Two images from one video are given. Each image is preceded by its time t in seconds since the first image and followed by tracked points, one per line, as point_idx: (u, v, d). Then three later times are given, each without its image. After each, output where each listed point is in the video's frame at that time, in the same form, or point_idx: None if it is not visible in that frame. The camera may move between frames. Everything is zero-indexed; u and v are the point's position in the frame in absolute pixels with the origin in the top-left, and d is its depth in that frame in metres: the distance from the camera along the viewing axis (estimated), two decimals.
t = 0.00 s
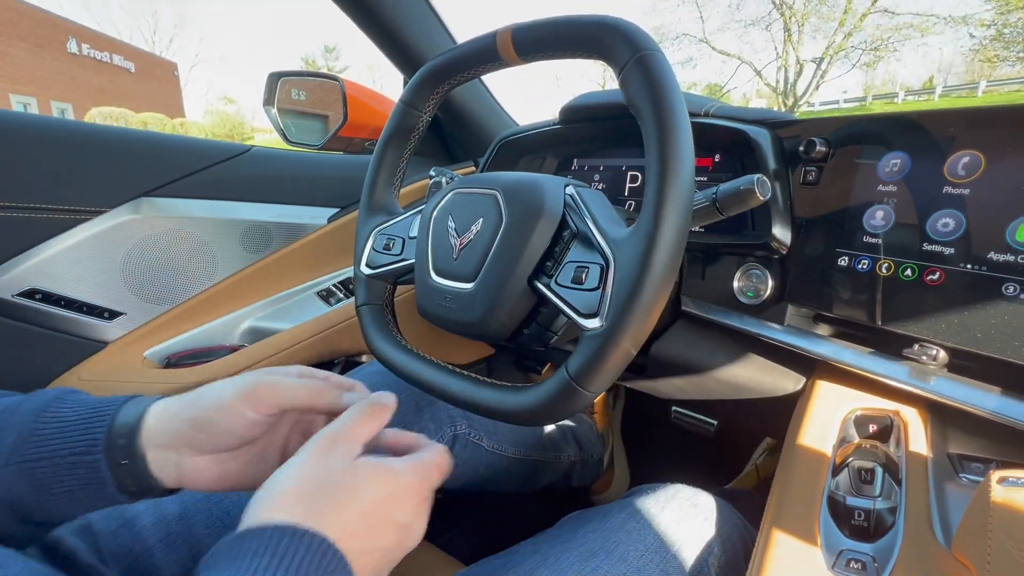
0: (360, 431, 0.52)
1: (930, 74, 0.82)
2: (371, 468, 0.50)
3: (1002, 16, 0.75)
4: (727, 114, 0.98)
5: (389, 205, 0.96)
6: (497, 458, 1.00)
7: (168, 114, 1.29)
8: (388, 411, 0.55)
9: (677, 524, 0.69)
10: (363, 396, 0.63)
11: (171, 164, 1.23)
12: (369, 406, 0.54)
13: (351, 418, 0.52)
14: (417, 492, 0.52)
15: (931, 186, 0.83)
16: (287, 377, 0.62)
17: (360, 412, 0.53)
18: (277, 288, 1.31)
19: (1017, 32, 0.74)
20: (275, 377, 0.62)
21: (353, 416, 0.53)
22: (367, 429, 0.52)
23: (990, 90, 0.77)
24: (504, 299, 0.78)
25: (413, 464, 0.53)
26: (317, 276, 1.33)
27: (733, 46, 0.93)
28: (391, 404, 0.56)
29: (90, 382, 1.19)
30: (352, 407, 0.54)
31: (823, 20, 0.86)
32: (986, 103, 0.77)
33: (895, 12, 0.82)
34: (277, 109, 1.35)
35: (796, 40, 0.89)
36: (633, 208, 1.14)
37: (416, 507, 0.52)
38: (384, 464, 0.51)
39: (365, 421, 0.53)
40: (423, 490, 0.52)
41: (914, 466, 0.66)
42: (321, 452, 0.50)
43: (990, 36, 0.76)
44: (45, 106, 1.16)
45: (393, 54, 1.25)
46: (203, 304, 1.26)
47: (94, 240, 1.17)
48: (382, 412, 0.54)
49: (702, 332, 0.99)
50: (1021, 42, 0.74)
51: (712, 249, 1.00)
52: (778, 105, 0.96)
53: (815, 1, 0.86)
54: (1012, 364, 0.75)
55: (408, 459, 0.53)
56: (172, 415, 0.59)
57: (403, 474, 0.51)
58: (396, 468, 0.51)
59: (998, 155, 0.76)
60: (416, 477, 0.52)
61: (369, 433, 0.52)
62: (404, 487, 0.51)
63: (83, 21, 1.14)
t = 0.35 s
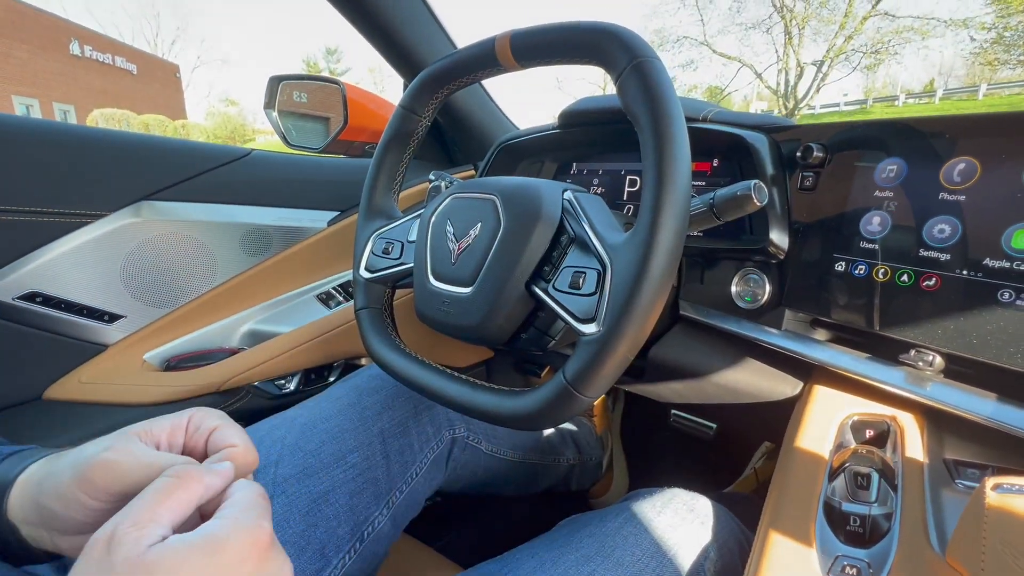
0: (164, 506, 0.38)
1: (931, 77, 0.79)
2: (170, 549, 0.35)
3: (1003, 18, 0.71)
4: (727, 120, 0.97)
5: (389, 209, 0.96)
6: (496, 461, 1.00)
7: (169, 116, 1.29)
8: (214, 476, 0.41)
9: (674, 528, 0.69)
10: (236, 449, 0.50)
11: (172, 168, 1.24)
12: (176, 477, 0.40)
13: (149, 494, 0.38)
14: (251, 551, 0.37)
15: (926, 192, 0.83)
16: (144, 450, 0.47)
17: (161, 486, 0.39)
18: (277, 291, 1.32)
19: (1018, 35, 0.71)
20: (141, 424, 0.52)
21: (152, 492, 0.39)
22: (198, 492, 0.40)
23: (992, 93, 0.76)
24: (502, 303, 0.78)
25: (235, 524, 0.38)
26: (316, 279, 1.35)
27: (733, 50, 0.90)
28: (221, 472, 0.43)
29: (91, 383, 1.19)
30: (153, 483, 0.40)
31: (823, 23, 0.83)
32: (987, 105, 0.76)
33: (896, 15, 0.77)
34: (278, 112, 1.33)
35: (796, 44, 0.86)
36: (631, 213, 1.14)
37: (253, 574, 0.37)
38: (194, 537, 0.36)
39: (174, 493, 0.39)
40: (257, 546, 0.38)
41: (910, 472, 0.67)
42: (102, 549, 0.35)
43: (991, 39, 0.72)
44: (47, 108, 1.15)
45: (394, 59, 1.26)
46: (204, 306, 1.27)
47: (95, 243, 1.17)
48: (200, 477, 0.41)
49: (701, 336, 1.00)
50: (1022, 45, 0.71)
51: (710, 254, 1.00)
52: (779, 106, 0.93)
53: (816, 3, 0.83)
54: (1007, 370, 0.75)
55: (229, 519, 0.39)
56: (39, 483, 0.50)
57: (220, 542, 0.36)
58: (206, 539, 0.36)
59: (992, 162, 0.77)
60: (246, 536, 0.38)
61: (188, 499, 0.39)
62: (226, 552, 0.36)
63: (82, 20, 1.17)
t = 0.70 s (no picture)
0: (237, 518, 0.50)
1: (932, 80, 0.77)
2: (237, 557, 0.46)
3: (1004, 21, 0.70)
4: (724, 124, 0.98)
5: (389, 212, 0.97)
6: (495, 463, 1.00)
7: (171, 118, 1.29)
8: (273, 494, 0.54)
9: (671, 530, 0.70)
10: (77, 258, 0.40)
11: (174, 171, 1.25)
12: (245, 490, 0.53)
13: (222, 504, 0.50)
14: (294, 568, 0.50)
15: (922, 197, 0.83)
16: None
17: (233, 498, 0.51)
18: (277, 294, 1.34)
19: (1019, 38, 0.70)
20: None
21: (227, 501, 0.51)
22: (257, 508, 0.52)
23: (993, 95, 0.74)
24: (501, 306, 0.78)
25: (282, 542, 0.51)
26: (317, 281, 1.37)
27: (733, 52, 0.90)
28: (278, 488, 0.55)
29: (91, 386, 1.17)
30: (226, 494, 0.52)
31: (824, 25, 0.82)
32: (989, 107, 0.75)
33: (897, 16, 0.76)
34: (278, 115, 1.33)
35: (797, 46, 0.85)
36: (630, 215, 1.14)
37: None
38: (251, 552, 0.48)
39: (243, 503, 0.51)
40: (297, 565, 0.50)
41: (905, 474, 0.67)
42: (180, 549, 0.46)
43: (992, 42, 0.71)
44: (50, 110, 1.14)
45: (397, 64, 1.27)
46: (205, 309, 1.28)
47: (97, 245, 1.18)
48: (264, 495, 0.53)
49: (698, 338, 1.00)
50: None
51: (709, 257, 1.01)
52: (780, 109, 0.92)
53: (816, 6, 0.82)
54: (1002, 374, 0.76)
55: (277, 539, 0.51)
56: None
57: (273, 557, 0.49)
58: (262, 554, 0.48)
59: (986, 167, 0.77)
60: (289, 556, 0.50)
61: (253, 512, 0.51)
62: (273, 567, 0.48)
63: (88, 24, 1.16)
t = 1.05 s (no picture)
0: (234, 529, 0.50)
1: (933, 83, 0.78)
2: (236, 566, 0.47)
3: (1004, 25, 0.71)
4: (722, 126, 0.97)
5: (387, 214, 0.97)
6: (492, 465, 1.00)
7: (171, 119, 1.30)
8: (271, 509, 0.55)
9: (666, 533, 0.69)
10: None
11: (174, 172, 1.25)
12: (243, 504, 0.53)
13: (222, 516, 0.51)
14: None
15: (918, 199, 0.83)
16: None
17: (233, 511, 0.52)
18: (277, 295, 1.34)
19: (1020, 40, 0.71)
20: None
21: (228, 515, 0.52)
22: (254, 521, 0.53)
23: (994, 98, 0.74)
24: (497, 309, 0.78)
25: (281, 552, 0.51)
26: (316, 282, 1.37)
27: (734, 55, 0.91)
28: (276, 503, 0.56)
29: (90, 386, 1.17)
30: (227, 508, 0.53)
31: (824, 28, 0.83)
32: (989, 110, 0.75)
33: (897, 20, 0.78)
34: (279, 117, 1.34)
35: (797, 49, 0.86)
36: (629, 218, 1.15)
37: None
38: (249, 562, 0.48)
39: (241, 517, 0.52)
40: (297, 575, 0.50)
41: (901, 477, 0.67)
42: (180, 559, 0.46)
43: (993, 45, 0.72)
44: (52, 111, 1.15)
45: (396, 67, 1.28)
46: (205, 310, 1.29)
47: (96, 246, 1.18)
48: (262, 508, 0.54)
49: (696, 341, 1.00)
50: None
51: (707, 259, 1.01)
52: (781, 112, 0.93)
53: (817, 8, 0.83)
54: (998, 377, 0.75)
55: (277, 550, 0.51)
56: None
57: (271, 568, 0.49)
58: (261, 564, 0.48)
59: (982, 169, 0.77)
60: (286, 567, 0.50)
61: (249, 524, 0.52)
62: None
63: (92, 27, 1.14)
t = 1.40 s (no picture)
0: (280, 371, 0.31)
1: (934, 85, 0.77)
2: (267, 390, 0.29)
3: (1005, 26, 0.70)
4: (721, 130, 0.98)
5: (386, 217, 0.97)
6: (491, 468, 1.01)
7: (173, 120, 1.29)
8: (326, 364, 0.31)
9: (663, 537, 0.70)
10: None
11: (174, 176, 1.26)
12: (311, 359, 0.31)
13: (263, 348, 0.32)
14: (339, 446, 0.29)
15: (914, 204, 0.84)
16: None
17: (302, 365, 0.31)
18: (279, 297, 1.35)
19: (1020, 43, 0.70)
20: None
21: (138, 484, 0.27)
22: (196, 459, 0.27)
23: (994, 100, 0.74)
24: (495, 313, 0.79)
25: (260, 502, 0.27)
26: (317, 284, 1.38)
27: (735, 57, 0.88)
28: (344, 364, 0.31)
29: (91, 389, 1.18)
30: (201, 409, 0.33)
31: (824, 30, 0.81)
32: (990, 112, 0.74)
33: (898, 21, 0.76)
34: (279, 120, 1.36)
35: (797, 51, 0.84)
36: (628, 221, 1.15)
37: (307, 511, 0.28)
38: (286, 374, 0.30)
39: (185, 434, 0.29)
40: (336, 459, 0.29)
41: (897, 481, 0.67)
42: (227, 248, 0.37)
43: (993, 47, 0.71)
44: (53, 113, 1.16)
45: (395, 71, 1.28)
46: (207, 310, 1.29)
47: (96, 249, 1.18)
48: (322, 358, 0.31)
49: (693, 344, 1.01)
50: None
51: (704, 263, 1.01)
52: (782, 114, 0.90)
53: (817, 11, 0.81)
54: (994, 382, 0.76)
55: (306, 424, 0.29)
56: None
57: (317, 433, 0.29)
58: (302, 386, 0.30)
59: (978, 175, 0.78)
60: (342, 437, 0.30)
61: (198, 439, 0.28)
62: (341, 434, 0.30)
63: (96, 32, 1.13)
